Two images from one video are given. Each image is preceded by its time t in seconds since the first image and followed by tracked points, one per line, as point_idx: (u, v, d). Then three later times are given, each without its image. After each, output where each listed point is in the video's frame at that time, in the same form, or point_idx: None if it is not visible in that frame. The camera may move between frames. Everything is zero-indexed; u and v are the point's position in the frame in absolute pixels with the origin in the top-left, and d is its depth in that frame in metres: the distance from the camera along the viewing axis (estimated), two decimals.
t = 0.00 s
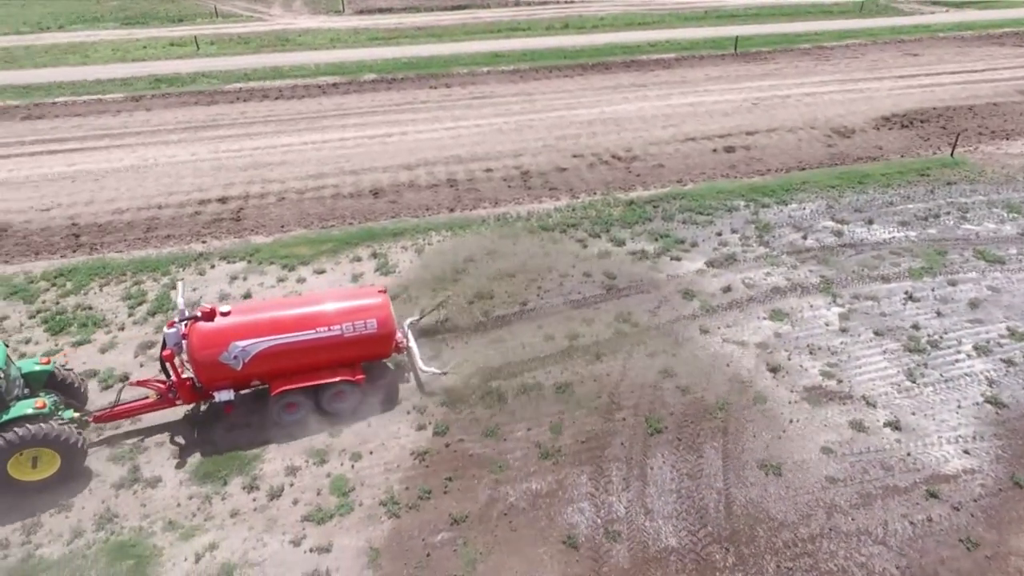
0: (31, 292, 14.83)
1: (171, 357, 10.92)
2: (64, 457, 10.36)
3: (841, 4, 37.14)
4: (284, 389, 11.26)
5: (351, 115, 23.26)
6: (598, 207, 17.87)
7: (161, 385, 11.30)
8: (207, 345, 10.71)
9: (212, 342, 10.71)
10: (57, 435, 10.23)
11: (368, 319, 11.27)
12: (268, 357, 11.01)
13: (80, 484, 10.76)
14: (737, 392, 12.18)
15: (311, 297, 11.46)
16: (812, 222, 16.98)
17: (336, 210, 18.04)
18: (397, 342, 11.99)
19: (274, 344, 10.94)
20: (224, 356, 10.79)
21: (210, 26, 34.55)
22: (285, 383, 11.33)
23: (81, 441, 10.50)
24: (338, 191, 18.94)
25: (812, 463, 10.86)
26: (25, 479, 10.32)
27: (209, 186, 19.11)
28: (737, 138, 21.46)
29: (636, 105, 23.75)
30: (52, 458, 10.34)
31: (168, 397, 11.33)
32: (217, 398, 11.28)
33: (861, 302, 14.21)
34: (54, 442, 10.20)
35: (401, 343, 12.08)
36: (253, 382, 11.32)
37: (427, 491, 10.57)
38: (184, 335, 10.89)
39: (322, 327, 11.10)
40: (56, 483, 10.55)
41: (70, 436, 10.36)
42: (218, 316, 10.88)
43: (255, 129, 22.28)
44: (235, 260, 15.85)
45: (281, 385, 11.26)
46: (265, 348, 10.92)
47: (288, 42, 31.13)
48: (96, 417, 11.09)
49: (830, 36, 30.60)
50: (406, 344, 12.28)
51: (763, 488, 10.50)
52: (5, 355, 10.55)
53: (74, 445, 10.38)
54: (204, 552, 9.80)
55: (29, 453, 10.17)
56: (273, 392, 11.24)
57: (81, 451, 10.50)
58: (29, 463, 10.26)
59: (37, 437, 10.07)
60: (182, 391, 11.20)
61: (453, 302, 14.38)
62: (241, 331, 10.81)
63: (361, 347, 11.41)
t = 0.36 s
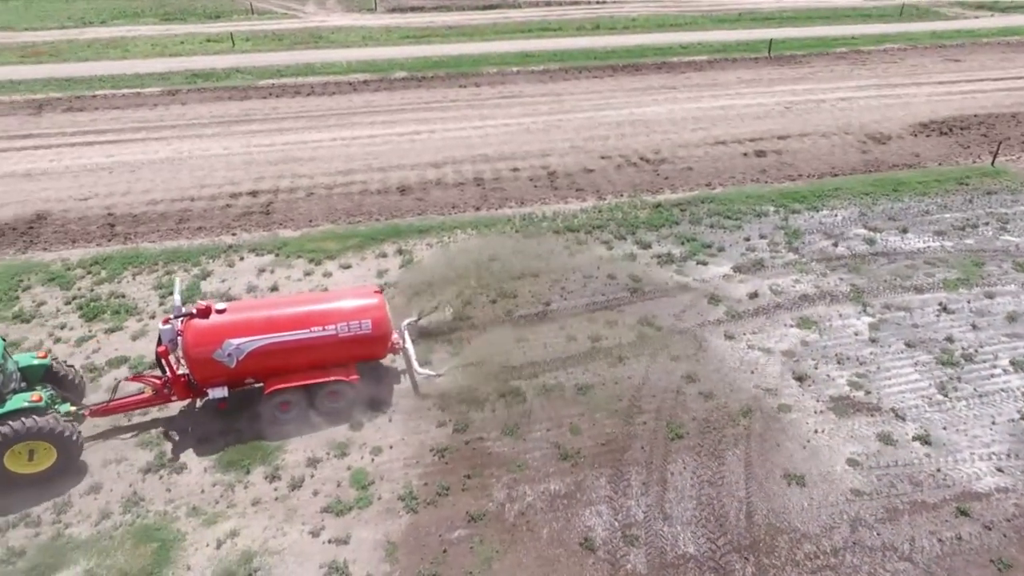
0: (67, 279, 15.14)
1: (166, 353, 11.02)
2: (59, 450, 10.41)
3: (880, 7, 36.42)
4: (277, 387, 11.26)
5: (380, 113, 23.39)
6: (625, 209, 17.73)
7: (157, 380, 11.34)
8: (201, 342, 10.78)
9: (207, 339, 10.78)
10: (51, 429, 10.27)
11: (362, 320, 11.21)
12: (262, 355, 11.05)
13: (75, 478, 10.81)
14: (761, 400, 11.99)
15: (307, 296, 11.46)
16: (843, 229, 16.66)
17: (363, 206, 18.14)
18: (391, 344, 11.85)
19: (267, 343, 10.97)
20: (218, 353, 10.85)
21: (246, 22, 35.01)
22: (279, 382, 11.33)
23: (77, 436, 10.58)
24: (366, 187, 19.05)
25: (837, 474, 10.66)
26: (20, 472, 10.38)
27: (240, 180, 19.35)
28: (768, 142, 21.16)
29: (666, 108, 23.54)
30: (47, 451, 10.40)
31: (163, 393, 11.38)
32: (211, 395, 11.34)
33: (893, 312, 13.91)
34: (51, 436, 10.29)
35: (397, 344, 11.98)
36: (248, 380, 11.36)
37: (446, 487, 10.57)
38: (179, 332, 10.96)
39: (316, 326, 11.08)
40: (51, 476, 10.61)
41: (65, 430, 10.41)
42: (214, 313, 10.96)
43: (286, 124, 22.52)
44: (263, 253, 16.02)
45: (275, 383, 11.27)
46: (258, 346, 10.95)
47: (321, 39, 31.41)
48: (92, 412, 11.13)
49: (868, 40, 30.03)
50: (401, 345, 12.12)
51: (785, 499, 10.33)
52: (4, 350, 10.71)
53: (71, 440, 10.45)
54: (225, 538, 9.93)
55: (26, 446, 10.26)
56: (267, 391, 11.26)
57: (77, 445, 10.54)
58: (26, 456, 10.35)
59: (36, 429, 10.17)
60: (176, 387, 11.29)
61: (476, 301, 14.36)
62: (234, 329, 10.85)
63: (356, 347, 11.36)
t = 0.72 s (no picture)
0: (102, 267, 15.42)
1: (161, 349, 11.01)
2: (54, 443, 10.42)
3: (920, 11, 35.64)
4: (272, 385, 11.22)
5: (409, 110, 23.49)
6: (652, 212, 17.56)
7: (153, 376, 11.33)
8: (197, 338, 10.78)
9: (202, 336, 10.77)
10: (48, 422, 10.30)
11: (358, 319, 11.20)
12: (257, 353, 11.03)
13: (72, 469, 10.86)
14: (787, 409, 11.79)
15: (303, 295, 11.45)
16: (876, 237, 16.33)
17: (390, 203, 18.22)
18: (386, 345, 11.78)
19: (262, 340, 10.95)
20: (213, 350, 10.84)
21: (280, 19, 35.38)
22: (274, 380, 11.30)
23: (74, 429, 10.62)
24: (393, 184, 19.13)
25: (864, 487, 10.45)
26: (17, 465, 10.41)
27: (271, 174, 19.55)
28: (800, 147, 20.83)
29: (697, 110, 23.29)
30: (41, 443, 10.40)
31: (159, 388, 11.37)
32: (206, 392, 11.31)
33: (927, 323, 13.60)
34: (48, 429, 10.32)
35: (393, 344, 11.92)
36: (243, 377, 11.34)
37: (465, 485, 10.56)
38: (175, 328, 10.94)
39: (312, 325, 11.06)
40: (47, 469, 10.65)
41: (58, 422, 10.40)
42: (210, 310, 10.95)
43: (317, 120, 22.72)
44: (292, 247, 16.16)
45: (269, 381, 11.23)
46: (253, 344, 10.94)
47: (354, 37, 31.63)
48: (89, 406, 11.14)
49: (907, 44, 29.41)
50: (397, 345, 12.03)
51: (808, 510, 10.16)
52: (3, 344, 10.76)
53: (68, 433, 10.50)
54: (248, 527, 10.03)
55: (23, 440, 10.28)
56: (261, 388, 11.22)
57: (73, 437, 10.58)
58: (23, 450, 10.36)
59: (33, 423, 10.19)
60: (172, 383, 11.25)
61: (500, 300, 14.33)
62: (230, 326, 10.84)
63: (351, 346, 11.34)
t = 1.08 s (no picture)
0: (136, 256, 15.69)
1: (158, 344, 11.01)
2: (53, 434, 10.53)
3: (962, 15, 34.80)
4: (268, 382, 11.21)
5: (439, 108, 23.54)
6: (680, 215, 17.36)
7: (150, 370, 11.29)
8: (194, 334, 10.78)
9: (199, 331, 10.77)
10: (47, 414, 10.39)
11: (354, 317, 11.17)
12: (254, 350, 11.02)
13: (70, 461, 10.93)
14: (815, 418, 11.57)
15: (300, 292, 11.44)
16: (911, 245, 15.96)
17: (417, 200, 18.27)
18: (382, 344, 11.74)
19: (259, 337, 10.94)
20: (210, 346, 10.84)
21: (313, 16, 35.70)
22: (270, 377, 11.28)
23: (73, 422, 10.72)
24: (421, 181, 19.17)
25: (892, 501, 10.24)
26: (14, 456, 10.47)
27: (301, 169, 19.72)
28: (834, 151, 20.46)
29: (729, 112, 23.00)
30: (41, 435, 10.51)
31: (157, 382, 11.33)
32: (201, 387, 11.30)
33: (963, 335, 13.27)
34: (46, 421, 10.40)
35: (389, 343, 11.88)
36: (239, 373, 11.34)
37: (484, 482, 10.54)
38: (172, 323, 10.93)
39: (309, 322, 11.03)
40: (44, 460, 10.72)
41: (58, 414, 10.51)
42: (208, 305, 10.96)
43: (348, 116, 22.88)
44: (320, 241, 16.28)
45: (266, 378, 11.21)
46: (250, 340, 10.93)
47: (386, 34, 31.80)
48: (87, 398, 11.17)
49: (949, 49, 28.73)
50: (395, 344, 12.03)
51: (833, 522, 9.99)
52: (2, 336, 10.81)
53: (66, 426, 10.58)
54: (270, 515, 10.12)
55: (22, 430, 10.37)
56: (257, 385, 11.20)
57: (72, 429, 10.68)
58: (22, 440, 10.46)
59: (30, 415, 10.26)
60: (169, 377, 11.24)
61: (524, 299, 14.27)
62: (227, 322, 10.84)
63: (348, 344, 11.31)
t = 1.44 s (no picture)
0: (169, 247, 15.92)
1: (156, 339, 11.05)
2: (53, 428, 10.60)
3: (1007, 19, 33.93)
4: (265, 379, 11.24)
5: (469, 107, 23.57)
6: (709, 218, 17.15)
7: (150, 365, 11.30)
8: (191, 330, 10.82)
9: (195, 328, 10.81)
10: (48, 407, 10.47)
11: (351, 315, 11.16)
12: (250, 346, 11.05)
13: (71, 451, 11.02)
14: (845, 429, 11.34)
15: (298, 290, 11.44)
16: (948, 255, 15.59)
17: (445, 197, 18.29)
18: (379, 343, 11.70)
19: (254, 334, 10.96)
20: (206, 342, 10.88)
21: (346, 14, 35.98)
22: (267, 374, 11.30)
23: (73, 416, 10.79)
24: (449, 179, 19.19)
25: (923, 518, 10.01)
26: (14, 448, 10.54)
27: (331, 164, 19.86)
28: (870, 157, 20.08)
29: (762, 115, 22.68)
30: (40, 428, 10.59)
31: (156, 377, 11.38)
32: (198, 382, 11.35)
33: (1003, 349, 12.92)
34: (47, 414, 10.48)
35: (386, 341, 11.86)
36: (236, 369, 11.38)
37: (505, 481, 10.51)
38: (169, 319, 10.98)
39: (305, 320, 11.03)
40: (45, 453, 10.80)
41: (59, 408, 10.59)
42: (205, 302, 10.99)
43: (378, 113, 23.00)
44: (347, 236, 16.39)
45: (262, 375, 11.24)
46: (246, 337, 10.95)
47: (417, 33, 31.92)
48: (87, 393, 11.19)
49: (993, 54, 28.03)
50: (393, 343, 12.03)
51: (861, 535, 9.79)
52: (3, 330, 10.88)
53: (66, 420, 10.66)
54: (292, 506, 10.19)
55: (22, 423, 10.45)
56: (254, 381, 11.23)
57: (72, 423, 10.75)
58: (22, 432, 10.53)
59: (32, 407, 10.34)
60: (166, 372, 11.21)
61: (549, 299, 14.20)
62: (224, 319, 10.87)
63: (344, 342, 11.31)
